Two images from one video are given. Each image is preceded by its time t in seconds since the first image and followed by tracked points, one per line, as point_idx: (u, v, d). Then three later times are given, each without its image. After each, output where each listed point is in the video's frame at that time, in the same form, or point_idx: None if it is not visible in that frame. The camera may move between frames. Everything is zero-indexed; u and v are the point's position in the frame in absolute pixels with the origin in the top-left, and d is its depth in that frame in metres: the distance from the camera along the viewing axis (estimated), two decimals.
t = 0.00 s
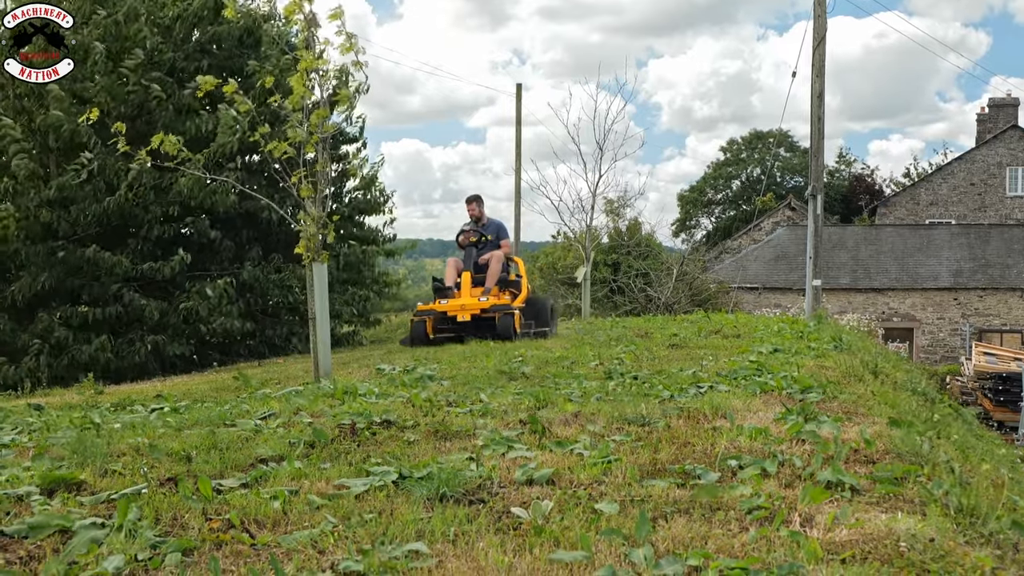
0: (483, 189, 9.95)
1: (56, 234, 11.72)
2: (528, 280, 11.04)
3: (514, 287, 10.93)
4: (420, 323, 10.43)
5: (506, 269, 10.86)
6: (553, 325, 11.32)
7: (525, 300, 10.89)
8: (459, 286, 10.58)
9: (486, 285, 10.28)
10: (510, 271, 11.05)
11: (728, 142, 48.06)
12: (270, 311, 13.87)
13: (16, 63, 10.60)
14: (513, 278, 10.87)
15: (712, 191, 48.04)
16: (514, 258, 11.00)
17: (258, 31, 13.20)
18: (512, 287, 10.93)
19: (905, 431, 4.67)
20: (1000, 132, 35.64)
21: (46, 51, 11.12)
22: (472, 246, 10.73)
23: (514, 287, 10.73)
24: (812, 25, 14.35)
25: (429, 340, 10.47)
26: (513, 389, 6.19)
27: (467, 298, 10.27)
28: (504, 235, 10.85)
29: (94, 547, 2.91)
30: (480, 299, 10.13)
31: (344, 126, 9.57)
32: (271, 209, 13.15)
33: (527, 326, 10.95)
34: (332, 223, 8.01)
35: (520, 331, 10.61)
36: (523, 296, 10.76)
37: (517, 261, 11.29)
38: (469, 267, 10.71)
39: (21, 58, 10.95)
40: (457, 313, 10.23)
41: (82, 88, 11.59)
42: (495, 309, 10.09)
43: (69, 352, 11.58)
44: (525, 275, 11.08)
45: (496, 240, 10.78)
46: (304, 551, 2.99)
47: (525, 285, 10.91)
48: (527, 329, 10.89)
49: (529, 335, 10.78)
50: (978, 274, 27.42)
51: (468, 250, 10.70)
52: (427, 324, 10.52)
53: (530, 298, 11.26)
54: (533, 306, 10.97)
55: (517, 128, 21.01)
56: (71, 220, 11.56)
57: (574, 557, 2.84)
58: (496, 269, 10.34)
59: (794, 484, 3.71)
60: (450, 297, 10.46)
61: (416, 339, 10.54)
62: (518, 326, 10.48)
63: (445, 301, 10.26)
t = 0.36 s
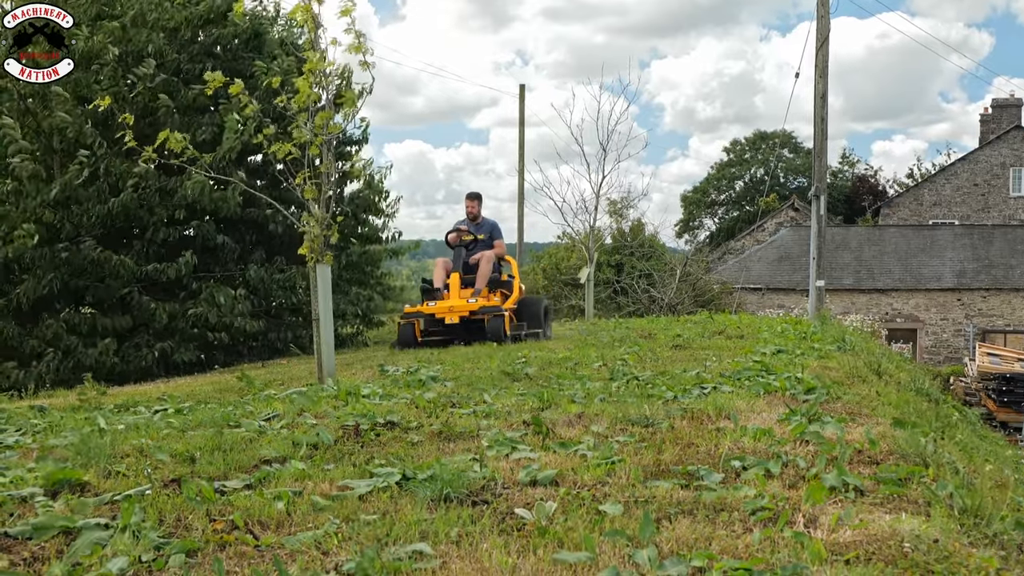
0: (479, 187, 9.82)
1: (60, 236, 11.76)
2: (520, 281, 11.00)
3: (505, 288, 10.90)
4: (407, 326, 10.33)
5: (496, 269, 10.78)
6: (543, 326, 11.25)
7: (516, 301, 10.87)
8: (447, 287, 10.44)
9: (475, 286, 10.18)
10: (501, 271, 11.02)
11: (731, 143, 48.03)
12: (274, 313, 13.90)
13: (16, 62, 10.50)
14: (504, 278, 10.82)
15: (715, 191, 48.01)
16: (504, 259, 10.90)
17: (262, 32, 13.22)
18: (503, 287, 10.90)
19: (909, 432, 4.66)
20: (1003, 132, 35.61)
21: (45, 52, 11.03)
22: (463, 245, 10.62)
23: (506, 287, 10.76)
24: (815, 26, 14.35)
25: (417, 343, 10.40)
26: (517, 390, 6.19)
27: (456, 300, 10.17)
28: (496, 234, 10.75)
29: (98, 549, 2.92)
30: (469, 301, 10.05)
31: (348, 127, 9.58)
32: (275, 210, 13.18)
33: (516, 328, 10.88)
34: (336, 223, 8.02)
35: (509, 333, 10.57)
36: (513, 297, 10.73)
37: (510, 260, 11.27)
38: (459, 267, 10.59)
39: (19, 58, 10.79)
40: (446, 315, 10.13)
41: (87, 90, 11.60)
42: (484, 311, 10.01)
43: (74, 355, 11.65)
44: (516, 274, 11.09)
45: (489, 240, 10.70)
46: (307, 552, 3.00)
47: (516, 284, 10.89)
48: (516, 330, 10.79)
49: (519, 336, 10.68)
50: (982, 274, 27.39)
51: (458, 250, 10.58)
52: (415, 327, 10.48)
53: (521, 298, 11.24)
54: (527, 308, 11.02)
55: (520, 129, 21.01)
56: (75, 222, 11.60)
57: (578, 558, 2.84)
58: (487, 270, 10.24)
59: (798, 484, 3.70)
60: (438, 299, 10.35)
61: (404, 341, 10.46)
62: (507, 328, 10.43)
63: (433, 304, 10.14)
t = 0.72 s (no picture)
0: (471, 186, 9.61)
1: (63, 236, 11.78)
2: (511, 281, 10.90)
3: (496, 288, 10.79)
4: (395, 328, 10.16)
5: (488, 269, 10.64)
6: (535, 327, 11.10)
7: (507, 302, 10.76)
8: (437, 288, 10.30)
9: (465, 286, 10.01)
10: (493, 271, 10.92)
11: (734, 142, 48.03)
12: (277, 314, 13.90)
13: (16, 63, 10.68)
14: (495, 279, 10.72)
15: (718, 190, 48.00)
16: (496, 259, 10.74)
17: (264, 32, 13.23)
18: (494, 287, 10.80)
19: (912, 430, 4.66)
20: (1006, 131, 35.54)
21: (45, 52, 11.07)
22: (454, 244, 10.49)
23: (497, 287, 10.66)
24: (818, 24, 14.33)
25: (405, 345, 10.22)
26: (520, 389, 6.20)
27: (445, 301, 10.02)
28: (488, 233, 10.61)
29: (101, 547, 2.92)
30: (458, 302, 9.89)
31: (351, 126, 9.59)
32: (277, 209, 13.17)
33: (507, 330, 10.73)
34: (339, 223, 8.01)
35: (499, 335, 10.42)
36: (504, 297, 10.62)
37: (502, 260, 11.18)
38: (450, 267, 10.46)
39: (19, 58, 10.85)
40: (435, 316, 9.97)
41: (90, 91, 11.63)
42: (474, 312, 9.87)
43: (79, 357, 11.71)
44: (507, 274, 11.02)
45: (480, 238, 10.56)
46: (310, 551, 3.00)
47: (508, 285, 10.80)
48: (506, 332, 10.64)
49: (510, 338, 10.55)
50: (985, 273, 27.36)
51: (449, 249, 10.45)
52: (403, 329, 10.31)
53: (513, 299, 11.12)
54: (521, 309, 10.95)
55: (522, 128, 21.01)
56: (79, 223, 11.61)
57: (581, 557, 2.84)
58: (478, 270, 10.10)
59: (801, 483, 3.70)
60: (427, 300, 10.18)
61: (392, 344, 10.29)
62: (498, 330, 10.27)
63: (422, 305, 9.98)
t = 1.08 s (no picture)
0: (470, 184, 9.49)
1: (66, 236, 11.80)
2: (503, 281, 10.54)
3: (487, 288, 10.42)
4: (382, 328, 9.81)
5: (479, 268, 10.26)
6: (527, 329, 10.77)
7: (498, 302, 10.41)
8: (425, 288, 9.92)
9: (454, 286, 9.64)
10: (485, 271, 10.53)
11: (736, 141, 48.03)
12: (279, 313, 13.90)
13: (16, 63, 10.79)
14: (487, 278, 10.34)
15: (720, 190, 47.99)
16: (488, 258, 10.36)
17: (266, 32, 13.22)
18: (485, 287, 10.44)
19: (914, 430, 4.67)
20: (1008, 131, 35.50)
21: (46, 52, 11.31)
22: (443, 243, 10.12)
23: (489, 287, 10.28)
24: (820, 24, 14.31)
25: (392, 347, 9.87)
26: (521, 389, 6.19)
27: (433, 301, 9.65)
28: (479, 232, 10.23)
29: (103, 548, 2.93)
30: (447, 302, 9.53)
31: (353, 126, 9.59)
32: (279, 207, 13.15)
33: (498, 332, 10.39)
34: (341, 222, 8.01)
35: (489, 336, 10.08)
36: (495, 298, 10.28)
37: (494, 259, 10.82)
38: (439, 265, 10.09)
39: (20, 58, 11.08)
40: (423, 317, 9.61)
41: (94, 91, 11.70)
42: (463, 313, 9.51)
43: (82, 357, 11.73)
44: (500, 274, 10.63)
45: (472, 237, 10.18)
46: (312, 550, 3.00)
47: (500, 285, 10.42)
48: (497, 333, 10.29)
49: (500, 340, 10.22)
50: (987, 273, 27.34)
51: (438, 247, 10.07)
52: (390, 330, 9.96)
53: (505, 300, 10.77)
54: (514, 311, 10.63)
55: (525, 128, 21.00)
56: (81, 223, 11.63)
57: (582, 556, 2.84)
58: (468, 270, 9.72)
59: (803, 483, 3.69)
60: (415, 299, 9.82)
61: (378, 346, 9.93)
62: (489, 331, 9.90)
63: (410, 305, 9.62)
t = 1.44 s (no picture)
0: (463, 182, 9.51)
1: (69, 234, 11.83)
2: (494, 280, 10.37)
3: (478, 287, 10.25)
4: (370, 329, 9.62)
5: (470, 268, 10.10)
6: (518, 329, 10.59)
7: (490, 302, 10.24)
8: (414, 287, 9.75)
9: (443, 285, 9.45)
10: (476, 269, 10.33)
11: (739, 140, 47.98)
12: (282, 310, 13.90)
13: (17, 63, 10.64)
14: (478, 277, 10.16)
15: (723, 188, 47.93)
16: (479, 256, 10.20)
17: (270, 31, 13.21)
18: (476, 286, 10.24)
19: (917, 429, 4.66)
20: (1011, 129, 35.44)
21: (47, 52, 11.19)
22: (433, 241, 9.95)
23: (480, 286, 10.11)
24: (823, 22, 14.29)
25: (379, 348, 9.69)
26: (524, 387, 6.19)
27: (422, 302, 9.47)
28: (471, 230, 10.09)
29: (106, 545, 2.93)
30: (436, 303, 9.34)
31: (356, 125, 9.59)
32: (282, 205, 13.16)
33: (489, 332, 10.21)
34: (343, 220, 8.01)
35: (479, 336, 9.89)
36: (486, 297, 10.10)
37: (485, 258, 10.64)
38: (429, 264, 9.92)
39: (21, 58, 10.84)
40: (412, 318, 9.42)
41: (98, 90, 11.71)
42: (453, 314, 9.34)
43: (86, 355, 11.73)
44: (491, 272, 10.45)
45: (463, 234, 10.04)
46: (315, 548, 3.00)
47: (492, 284, 10.24)
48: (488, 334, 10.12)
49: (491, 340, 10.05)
50: (990, 271, 27.30)
51: (428, 246, 9.90)
52: (378, 330, 9.77)
53: (496, 300, 10.59)
54: (506, 309, 10.49)
55: (528, 126, 20.99)
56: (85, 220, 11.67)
57: (585, 554, 2.84)
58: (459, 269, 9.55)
59: (807, 481, 3.69)
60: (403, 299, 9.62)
61: (365, 347, 9.74)
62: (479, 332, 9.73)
63: (398, 305, 9.43)
